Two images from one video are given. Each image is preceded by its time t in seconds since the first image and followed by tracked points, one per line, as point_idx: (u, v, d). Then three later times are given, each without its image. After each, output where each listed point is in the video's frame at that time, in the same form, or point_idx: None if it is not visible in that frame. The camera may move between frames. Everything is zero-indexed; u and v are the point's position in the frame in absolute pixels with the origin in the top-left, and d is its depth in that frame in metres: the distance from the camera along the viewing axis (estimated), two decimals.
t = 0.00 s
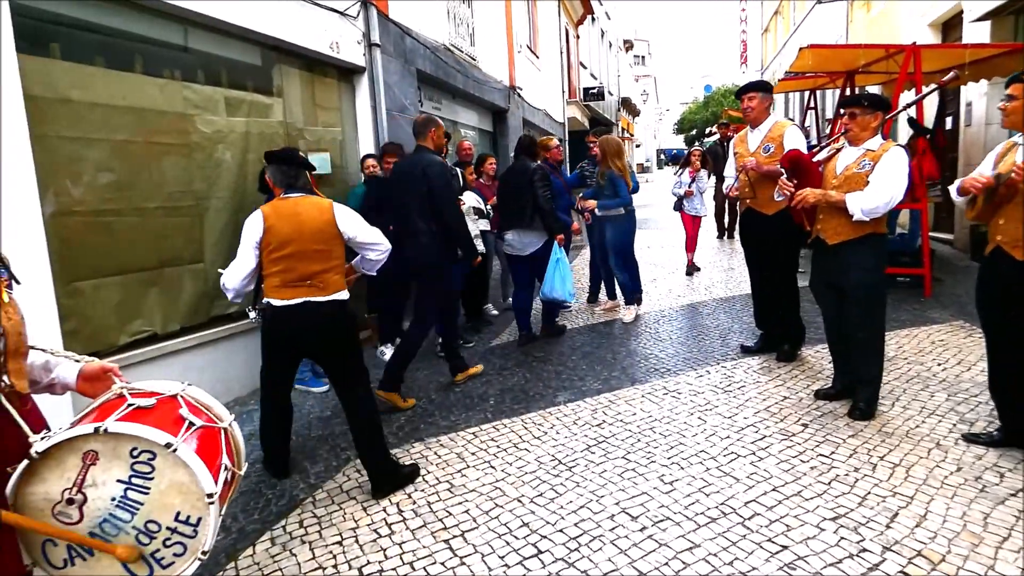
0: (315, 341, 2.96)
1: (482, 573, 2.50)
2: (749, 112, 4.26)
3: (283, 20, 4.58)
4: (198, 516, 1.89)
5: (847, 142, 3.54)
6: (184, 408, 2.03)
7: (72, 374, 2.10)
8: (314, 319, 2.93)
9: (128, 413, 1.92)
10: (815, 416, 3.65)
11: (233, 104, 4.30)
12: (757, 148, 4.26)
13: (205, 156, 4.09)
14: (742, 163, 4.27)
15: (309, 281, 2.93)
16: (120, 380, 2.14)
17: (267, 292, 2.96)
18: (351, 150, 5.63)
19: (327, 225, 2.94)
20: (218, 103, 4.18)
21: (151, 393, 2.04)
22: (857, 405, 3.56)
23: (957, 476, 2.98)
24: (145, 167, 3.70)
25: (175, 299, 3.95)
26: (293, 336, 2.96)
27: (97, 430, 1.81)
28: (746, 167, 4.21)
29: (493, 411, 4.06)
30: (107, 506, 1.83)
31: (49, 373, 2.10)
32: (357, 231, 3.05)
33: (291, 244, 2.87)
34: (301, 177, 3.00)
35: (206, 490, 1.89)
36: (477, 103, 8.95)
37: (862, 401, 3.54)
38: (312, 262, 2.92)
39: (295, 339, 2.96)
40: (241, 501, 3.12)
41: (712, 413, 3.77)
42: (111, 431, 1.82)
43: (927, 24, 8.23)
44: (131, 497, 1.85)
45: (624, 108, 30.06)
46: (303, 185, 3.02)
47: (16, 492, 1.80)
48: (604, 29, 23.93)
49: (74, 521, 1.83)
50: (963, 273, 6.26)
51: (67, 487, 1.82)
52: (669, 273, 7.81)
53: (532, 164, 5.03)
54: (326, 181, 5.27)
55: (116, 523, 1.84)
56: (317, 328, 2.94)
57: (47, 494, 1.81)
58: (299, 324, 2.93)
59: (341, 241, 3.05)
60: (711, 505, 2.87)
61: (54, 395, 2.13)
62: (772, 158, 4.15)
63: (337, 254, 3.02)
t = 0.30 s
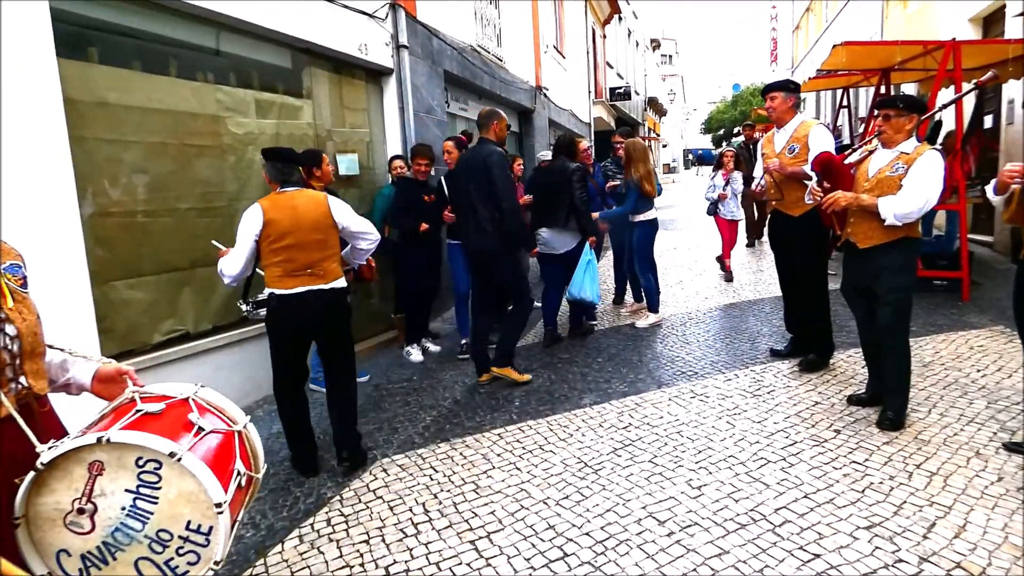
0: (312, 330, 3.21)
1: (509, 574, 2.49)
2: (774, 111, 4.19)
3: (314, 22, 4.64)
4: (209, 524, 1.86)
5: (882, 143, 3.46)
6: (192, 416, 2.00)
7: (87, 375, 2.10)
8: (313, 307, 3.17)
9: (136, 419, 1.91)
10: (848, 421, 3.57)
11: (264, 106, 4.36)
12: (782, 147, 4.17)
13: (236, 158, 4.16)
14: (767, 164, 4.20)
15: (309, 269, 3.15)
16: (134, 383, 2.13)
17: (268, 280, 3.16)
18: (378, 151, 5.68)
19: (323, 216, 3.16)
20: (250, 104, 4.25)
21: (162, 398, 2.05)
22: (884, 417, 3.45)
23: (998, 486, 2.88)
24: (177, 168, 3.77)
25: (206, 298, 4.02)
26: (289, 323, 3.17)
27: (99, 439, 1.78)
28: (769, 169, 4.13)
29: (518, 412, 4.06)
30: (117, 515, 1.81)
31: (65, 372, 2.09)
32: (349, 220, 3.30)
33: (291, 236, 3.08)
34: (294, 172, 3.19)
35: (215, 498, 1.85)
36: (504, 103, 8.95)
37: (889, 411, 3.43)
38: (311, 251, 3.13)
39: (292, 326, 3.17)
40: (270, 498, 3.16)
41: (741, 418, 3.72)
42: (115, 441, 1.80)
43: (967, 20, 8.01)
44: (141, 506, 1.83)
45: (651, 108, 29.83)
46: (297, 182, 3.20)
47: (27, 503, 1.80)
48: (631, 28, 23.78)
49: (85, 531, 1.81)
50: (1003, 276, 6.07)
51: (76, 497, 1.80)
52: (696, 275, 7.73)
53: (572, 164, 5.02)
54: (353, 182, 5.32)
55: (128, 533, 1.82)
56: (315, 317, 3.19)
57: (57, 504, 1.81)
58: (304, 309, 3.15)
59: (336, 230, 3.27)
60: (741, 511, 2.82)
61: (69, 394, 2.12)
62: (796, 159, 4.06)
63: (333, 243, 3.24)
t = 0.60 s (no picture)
0: (313, 333, 3.27)
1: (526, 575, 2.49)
2: (794, 109, 4.15)
3: (331, 26, 4.68)
4: (230, 516, 1.79)
5: (903, 141, 3.40)
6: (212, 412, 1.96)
7: (105, 376, 2.04)
8: (315, 311, 3.21)
9: (154, 415, 1.85)
10: (869, 423, 3.51)
11: (283, 109, 4.41)
12: (801, 146, 4.13)
13: (254, 160, 4.20)
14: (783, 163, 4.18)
15: (313, 272, 3.19)
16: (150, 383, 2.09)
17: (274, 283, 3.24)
18: (395, 153, 5.71)
19: (327, 222, 3.21)
20: (269, 107, 4.29)
21: (177, 396, 2.01)
22: (910, 415, 3.40)
23: None
24: (197, 171, 3.81)
25: (225, 300, 4.06)
26: (290, 325, 3.22)
27: (118, 437, 1.70)
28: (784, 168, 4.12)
29: (535, 413, 4.05)
30: (139, 511, 1.71)
31: (82, 373, 2.01)
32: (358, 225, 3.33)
33: (295, 240, 3.14)
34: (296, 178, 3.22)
35: (235, 489, 1.79)
36: (520, 104, 8.96)
37: (914, 408, 3.38)
38: (314, 255, 3.18)
39: (291, 330, 3.22)
40: (290, 498, 3.18)
41: (760, 419, 3.68)
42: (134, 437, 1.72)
43: (991, 15, 7.86)
44: (162, 501, 1.73)
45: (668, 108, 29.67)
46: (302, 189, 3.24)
47: (48, 503, 1.68)
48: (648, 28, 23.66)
49: (108, 529, 1.70)
50: None
51: (98, 494, 1.70)
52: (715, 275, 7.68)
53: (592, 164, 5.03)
54: (370, 185, 5.36)
55: (151, 528, 1.71)
56: (317, 322, 3.24)
57: (79, 502, 1.70)
58: (308, 308, 3.20)
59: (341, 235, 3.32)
60: (761, 514, 2.79)
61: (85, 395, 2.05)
62: (813, 158, 4.02)
63: (337, 249, 3.29)
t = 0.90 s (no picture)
0: (312, 323, 3.57)
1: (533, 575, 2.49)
2: (807, 107, 4.14)
3: (343, 26, 4.70)
4: (254, 497, 1.86)
5: (918, 141, 3.36)
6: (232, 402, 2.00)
7: (122, 369, 2.06)
8: (312, 302, 3.50)
9: (183, 404, 1.88)
10: (881, 425, 3.48)
11: (295, 109, 4.44)
12: (813, 144, 4.08)
13: (265, 160, 4.23)
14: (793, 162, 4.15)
15: (307, 263, 3.49)
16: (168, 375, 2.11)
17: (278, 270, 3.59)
18: (406, 153, 5.73)
19: (321, 218, 3.46)
20: (280, 107, 4.32)
21: (196, 385, 2.02)
22: (922, 417, 3.36)
23: None
24: (209, 170, 3.85)
25: (237, 298, 4.10)
26: (291, 316, 3.53)
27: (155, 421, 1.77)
28: (794, 167, 4.09)
29: (544, 413, 4.04)
30: (168, 492, 1.77)
31: (99, 368, 2.03)
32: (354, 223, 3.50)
33: (291, 234, 3.46)
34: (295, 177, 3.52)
35: (262, 470, 1.86)
36: (530, 105, 8.96)
37: (926, 412, 3.33)
38: (308, 248, 3.47)
39: (291, 321, 3.53)
40: (300, 496, 3.20)
41: (771, 420, 3.65)
42: (170, 421, 1.79)
43: (1008, 14, 7.75)
44: (190, 483, 1.80)
45: (680, 108, 29.55)
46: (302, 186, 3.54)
47: (80, 484, 1.72)
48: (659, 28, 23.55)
49: (137, 509, 1.76)
50: None
51: (130, 477, 1.75)
52: (726, 275, 7.63)
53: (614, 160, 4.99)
54: (381, 184, 5.38)
55: (177, 508, 1.78)
56: (315, 314, 3.54)
57: (110, 484, 1.74)
58: (305, 299, 3.49)
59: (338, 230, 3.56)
60: (771, 515, 2.77)
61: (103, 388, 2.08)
62: (822, 158, 3.97)
63: (331, 242, 3.54)
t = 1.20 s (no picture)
0: (294, 321, 3.65)
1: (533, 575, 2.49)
2: (809, 106, 4.16)
3: (341, 27, 4.70)
4: (264, 473, 1.91)
5: (916, 141, 3.36)
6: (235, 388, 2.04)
7: (110, 369, 2.06)
8: (291, 301, 3.58)
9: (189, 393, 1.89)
10: (880, 424, 3.48)
11: (293, 109, 4.44)
12: (813, 144, 4.09)
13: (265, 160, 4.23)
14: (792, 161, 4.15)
15: (283, 260, 3.57)
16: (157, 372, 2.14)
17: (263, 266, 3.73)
18: (405, 154, 5.74)
19: (296, 216, 3.51)
20: (279, 108, 4.32)
21: (189, 376, 2.01)
22: (920, 416, 3.35)
23: None
24: (208, 171, 3.85)
25: (236, 298, 4.10)
26: (276, 314, 3.65)
27: (171, 407, 1.79)
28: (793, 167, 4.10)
29: (543, 413, 4.05)
30: (182, 476, 1.82)
31: (85, 371, 2.04)
32: (330, 221, 3.54)
33: (269, 231, 3.56)
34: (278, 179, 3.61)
35: (273, 446, 1.92)
36: (529, 104, 8.96)
37: (924, 410, 3.33)
38: (284, 245, 3.55)
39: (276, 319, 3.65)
40: (299, 496, 3.21)
41: (770, 419, 3.65)
42: (185, 408, 1.82)
43: (1007, 13, 7.75)
44: (204, 465, 1.84)
45: (679, 108, 29.53)
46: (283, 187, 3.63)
47: (95, 477, 1.76)
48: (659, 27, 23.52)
49: (152, 495, 1.80)
50: None
51: (144, 465, 1.79)
52: (725, 275, 7.62)
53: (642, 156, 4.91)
54: (380, 184, 5.38)
55: (192, 491, 1.83)
56: (295, 312, 3.61)
57: (125, 473, 1.78)
58: (283, 297, 3.58)
59: (314, 227, 3.59)
60: (770, 513, 2.77)
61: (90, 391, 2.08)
62: (822, 157, 3.98)
63: (309, 240, 3.58)
